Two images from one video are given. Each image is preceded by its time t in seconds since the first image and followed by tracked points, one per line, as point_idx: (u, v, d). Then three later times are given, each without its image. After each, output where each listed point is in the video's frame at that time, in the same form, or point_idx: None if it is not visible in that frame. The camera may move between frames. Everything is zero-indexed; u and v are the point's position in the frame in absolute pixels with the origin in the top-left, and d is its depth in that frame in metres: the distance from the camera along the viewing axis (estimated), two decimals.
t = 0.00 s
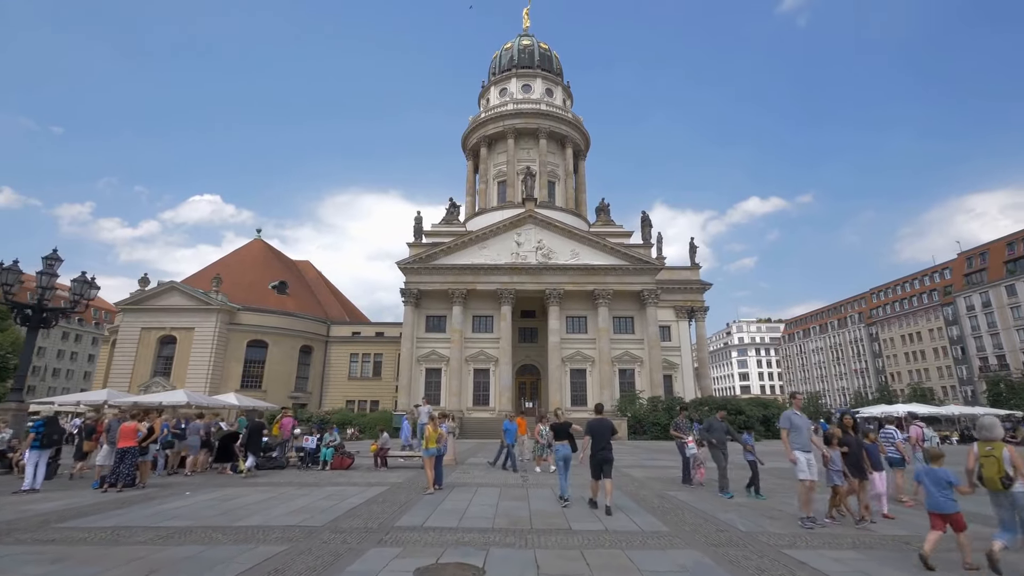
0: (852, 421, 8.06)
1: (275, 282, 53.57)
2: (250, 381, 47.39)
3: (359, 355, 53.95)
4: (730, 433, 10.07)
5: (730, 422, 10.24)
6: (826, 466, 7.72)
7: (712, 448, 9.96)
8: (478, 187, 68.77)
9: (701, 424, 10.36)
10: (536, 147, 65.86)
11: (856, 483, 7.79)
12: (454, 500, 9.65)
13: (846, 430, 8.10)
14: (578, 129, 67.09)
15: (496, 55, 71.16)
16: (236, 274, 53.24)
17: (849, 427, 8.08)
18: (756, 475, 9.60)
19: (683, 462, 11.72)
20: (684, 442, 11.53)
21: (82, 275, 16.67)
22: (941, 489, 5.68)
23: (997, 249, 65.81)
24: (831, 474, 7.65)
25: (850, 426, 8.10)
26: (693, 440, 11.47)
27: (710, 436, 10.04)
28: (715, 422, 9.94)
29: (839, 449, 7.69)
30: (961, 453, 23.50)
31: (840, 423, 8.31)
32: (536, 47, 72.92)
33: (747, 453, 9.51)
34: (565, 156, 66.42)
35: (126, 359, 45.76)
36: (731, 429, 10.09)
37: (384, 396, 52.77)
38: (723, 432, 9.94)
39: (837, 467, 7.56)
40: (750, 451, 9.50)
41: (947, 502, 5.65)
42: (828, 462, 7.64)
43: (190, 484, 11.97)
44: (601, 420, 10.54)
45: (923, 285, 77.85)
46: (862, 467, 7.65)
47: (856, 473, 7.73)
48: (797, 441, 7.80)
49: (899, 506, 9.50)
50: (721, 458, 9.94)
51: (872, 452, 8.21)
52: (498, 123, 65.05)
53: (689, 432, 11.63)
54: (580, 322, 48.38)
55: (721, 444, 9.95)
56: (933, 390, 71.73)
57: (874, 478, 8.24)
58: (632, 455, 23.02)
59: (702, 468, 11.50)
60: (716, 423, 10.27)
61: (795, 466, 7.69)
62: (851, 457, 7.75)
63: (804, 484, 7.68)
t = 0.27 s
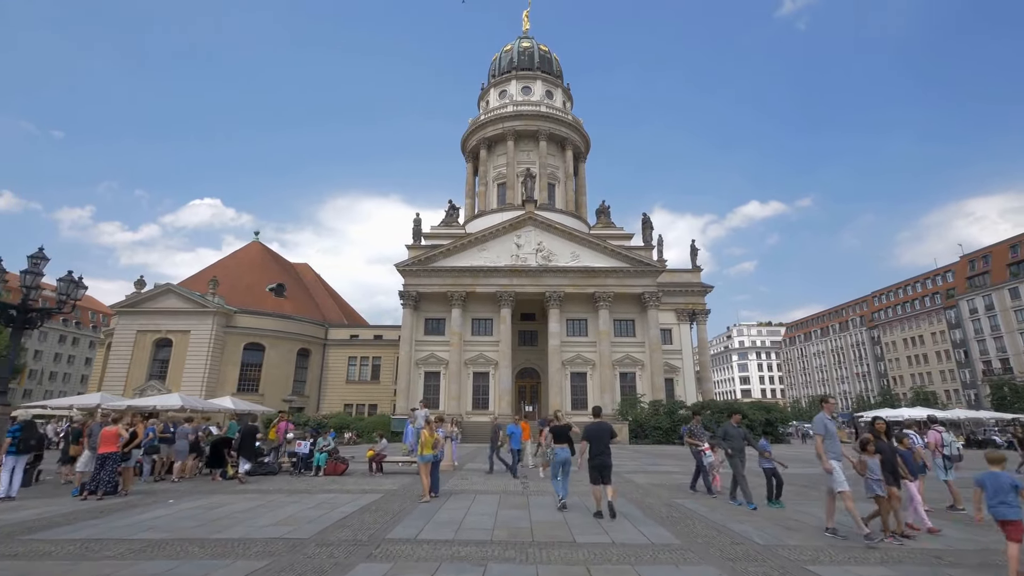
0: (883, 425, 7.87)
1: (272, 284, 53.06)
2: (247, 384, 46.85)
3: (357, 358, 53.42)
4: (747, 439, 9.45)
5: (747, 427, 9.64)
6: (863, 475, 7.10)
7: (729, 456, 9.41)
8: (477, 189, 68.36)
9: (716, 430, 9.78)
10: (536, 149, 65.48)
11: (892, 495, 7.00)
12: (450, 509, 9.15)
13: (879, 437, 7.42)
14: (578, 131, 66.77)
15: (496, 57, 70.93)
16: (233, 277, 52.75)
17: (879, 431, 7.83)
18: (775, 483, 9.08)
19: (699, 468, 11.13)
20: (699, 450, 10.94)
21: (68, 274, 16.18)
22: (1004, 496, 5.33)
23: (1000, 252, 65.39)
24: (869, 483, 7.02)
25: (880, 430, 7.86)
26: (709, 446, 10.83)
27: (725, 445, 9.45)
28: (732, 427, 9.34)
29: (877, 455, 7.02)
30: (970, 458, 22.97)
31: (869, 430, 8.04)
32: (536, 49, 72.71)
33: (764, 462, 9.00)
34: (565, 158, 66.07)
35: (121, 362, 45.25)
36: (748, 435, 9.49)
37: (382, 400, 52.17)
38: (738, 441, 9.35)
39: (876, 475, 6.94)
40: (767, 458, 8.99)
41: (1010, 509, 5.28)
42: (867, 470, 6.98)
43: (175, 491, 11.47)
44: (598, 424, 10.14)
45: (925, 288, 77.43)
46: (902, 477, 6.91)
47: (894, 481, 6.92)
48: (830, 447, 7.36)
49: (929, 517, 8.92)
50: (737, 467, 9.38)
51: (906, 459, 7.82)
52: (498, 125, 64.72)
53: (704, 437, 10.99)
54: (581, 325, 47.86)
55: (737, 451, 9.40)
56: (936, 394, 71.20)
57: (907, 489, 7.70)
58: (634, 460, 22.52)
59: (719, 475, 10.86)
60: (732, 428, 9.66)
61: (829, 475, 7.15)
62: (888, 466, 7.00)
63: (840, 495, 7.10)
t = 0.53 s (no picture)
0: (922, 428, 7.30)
1: (270, 285, 52.58)
2: (244, 386, 46.36)
3: (355, 359, 52.94)
4: (765, 442, 8.96)
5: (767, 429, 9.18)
6: (901, 482, 6.57)
7: (747, 459, 8.87)
8: (477, 189, 67.94)
9: (733, 432, 9.33)
10: (536, 149, 65.09)
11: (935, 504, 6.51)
12: (446, 517, 8.66)
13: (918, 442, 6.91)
14: (579, 131, 66.39)
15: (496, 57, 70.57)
16: (231, 277, 52.29)
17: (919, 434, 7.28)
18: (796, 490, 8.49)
19: (715, 473, 10.60)
20: (716, 452, 10.43)
21: (54, 272, 15.70)
22: None
23: (1003, 253, 64.89)
24: (908, 492, 6.53)
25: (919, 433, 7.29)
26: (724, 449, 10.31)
27: (743, 447, 8.95)
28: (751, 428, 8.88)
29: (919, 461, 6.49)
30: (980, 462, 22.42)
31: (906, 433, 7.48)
32: (536, 49, 72.38)
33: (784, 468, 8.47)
34: (565, 158, 65.67)
35: (117, 364, 44.75)
36: (768, 437, 9.00)
37: (381, 401, 51.68)
38: (758, 443, 8.84)
39: (917, 483, 6.43)
40: (787, 463, 8.47)
41: None
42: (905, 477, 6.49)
43: (160, 497, 10.98)
44: (599, 427, 9.73)
45: (927, 290, 76.98)
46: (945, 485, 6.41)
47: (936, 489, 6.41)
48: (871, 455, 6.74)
49: (953, 524, 8.44)
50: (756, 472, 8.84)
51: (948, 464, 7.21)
52: (497, 125, 64.32)
53: (720, 440, 10.53)
54: (581, 326, 47.37)
55: (756, 454, 8.86)
56: (939, 395, 70.70)
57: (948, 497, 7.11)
58: (636, 463, 22.04)
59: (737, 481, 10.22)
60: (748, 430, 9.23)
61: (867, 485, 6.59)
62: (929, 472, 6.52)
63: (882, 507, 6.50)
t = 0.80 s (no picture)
0: (968, 427, 6.54)
1: (268, 285, 52.10)
2: (241, 386, 45.87)
3: (354, 359, 52.46)
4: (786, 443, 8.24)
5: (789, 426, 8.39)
6: (953, 490, 6.20)
7: (766, 463, 8.28)
8: (476, 189, 67.47)
9: (751, 430, 8.62)
10: (536, 148, 64.64)
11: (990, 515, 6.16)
12: (441, 524, 8.15)
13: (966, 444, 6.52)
14: (579, 130, 65.95)
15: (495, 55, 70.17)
16: (228, 277, 51.81)
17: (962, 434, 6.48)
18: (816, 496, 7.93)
19: (728, 476, 9.99)
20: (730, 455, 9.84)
21: (38, 268, 15.23)
22: None
23: (1006, 252, 64.38)
24: (962, 503, 6.11)
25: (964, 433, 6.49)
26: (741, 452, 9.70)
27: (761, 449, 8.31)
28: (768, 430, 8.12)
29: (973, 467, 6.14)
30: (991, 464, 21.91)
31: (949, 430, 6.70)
32: (536, 48, 71.98)
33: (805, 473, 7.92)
34: (565, 157, 65.24)
35: (112, 364, 44.27)
36: (789, 436, 8.26)
37: (379, 402, 51.19)
38: (777, 446, 8.17)
39: (972, 493, 6.03)
40: (810, 468, 7.88)
41: None
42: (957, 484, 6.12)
43: (143, 501, 10.49)
44: (599, 427, 9.25)
45: (929, 290, 76.57)
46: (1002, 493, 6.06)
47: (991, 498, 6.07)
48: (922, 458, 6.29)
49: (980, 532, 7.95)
50: (774, 475, 8.32)
51: (995, 469, 6.62)
52: (497, 124, 63.87)
53: (735, 442, 9.94)
54: (581, 326, 46.88)
55: (777, 457, 8.27)
56: (942, 396, 70.22)
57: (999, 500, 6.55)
58: (639, 465, 21.55)
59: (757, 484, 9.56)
60: (769, 431, 8.38)
61: (916, 492, 6.18)
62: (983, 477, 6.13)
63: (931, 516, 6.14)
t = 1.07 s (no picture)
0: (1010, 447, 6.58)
1: (265, 284, 51.61)
2: (238, 386, 45.40)
3: (352, 359, 51.97)
4: (814, 447, 7.68)
5: (816, 428, 7.87)
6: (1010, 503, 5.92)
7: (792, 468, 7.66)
8: (476, 187, 66.98)
9: (775, 434, 8.11)
10: (536, 146, 64.17)
11: None
12: (437, 530, 7.68)
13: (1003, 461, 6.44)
14: (579, 128, 65.48)
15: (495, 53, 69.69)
16: (225, 276, 51.33)
17: (999, 461, 6.52)
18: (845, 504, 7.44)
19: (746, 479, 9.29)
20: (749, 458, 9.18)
21: (22, 264, 14.76)
22: None
23: (1010, 251, 63.87)
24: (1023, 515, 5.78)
25: (1001, 462, 6.55)
26: (761, 455, 9.02)
27: (787, 453, 7.79)
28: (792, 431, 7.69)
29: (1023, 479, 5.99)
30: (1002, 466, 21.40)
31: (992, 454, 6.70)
32: (536, 46, 71.52)
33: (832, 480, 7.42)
34: (566, 155, 64.76)
35: (108, 363, 43.79)
36: (815, 440, 7.73)
37: (378, 402, 50.70)
38: (805, 450, 7.65)
39: None
40: (840, 474, 7.38)
41: None
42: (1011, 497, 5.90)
43: (126, 505, 10.02)
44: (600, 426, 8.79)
45: (932, 289, 76.11)
46: None
47: None
48: (978, 465, 5.81)
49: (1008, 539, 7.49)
50: (800, 482, 7.72)
51: None
52: (497, 122, 63.39)
53: (754, 444, 9.31)
54: (582, 325, 46.39)
55: (804, 462, 7.67)
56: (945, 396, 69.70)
57: None
58: (641, 466, 21.06)
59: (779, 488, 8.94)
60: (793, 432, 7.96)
61: (963, 500, 5.76)
62: None
63: (1009, 530, 5.54)
